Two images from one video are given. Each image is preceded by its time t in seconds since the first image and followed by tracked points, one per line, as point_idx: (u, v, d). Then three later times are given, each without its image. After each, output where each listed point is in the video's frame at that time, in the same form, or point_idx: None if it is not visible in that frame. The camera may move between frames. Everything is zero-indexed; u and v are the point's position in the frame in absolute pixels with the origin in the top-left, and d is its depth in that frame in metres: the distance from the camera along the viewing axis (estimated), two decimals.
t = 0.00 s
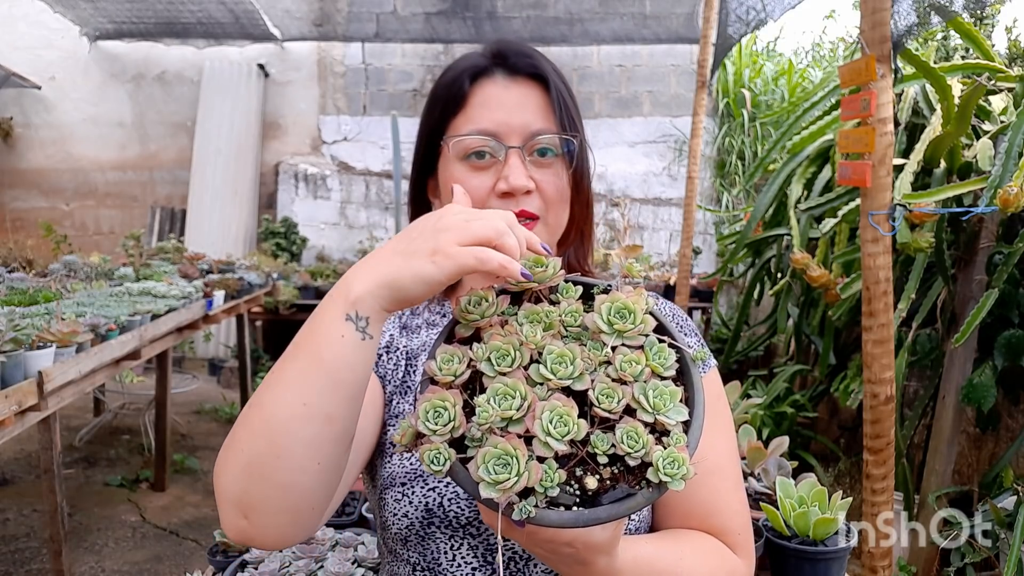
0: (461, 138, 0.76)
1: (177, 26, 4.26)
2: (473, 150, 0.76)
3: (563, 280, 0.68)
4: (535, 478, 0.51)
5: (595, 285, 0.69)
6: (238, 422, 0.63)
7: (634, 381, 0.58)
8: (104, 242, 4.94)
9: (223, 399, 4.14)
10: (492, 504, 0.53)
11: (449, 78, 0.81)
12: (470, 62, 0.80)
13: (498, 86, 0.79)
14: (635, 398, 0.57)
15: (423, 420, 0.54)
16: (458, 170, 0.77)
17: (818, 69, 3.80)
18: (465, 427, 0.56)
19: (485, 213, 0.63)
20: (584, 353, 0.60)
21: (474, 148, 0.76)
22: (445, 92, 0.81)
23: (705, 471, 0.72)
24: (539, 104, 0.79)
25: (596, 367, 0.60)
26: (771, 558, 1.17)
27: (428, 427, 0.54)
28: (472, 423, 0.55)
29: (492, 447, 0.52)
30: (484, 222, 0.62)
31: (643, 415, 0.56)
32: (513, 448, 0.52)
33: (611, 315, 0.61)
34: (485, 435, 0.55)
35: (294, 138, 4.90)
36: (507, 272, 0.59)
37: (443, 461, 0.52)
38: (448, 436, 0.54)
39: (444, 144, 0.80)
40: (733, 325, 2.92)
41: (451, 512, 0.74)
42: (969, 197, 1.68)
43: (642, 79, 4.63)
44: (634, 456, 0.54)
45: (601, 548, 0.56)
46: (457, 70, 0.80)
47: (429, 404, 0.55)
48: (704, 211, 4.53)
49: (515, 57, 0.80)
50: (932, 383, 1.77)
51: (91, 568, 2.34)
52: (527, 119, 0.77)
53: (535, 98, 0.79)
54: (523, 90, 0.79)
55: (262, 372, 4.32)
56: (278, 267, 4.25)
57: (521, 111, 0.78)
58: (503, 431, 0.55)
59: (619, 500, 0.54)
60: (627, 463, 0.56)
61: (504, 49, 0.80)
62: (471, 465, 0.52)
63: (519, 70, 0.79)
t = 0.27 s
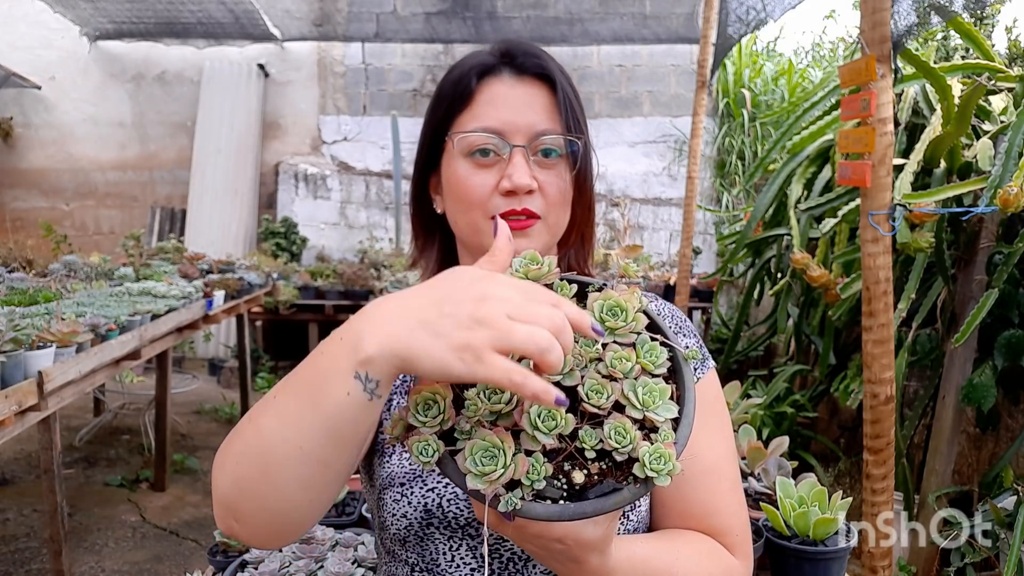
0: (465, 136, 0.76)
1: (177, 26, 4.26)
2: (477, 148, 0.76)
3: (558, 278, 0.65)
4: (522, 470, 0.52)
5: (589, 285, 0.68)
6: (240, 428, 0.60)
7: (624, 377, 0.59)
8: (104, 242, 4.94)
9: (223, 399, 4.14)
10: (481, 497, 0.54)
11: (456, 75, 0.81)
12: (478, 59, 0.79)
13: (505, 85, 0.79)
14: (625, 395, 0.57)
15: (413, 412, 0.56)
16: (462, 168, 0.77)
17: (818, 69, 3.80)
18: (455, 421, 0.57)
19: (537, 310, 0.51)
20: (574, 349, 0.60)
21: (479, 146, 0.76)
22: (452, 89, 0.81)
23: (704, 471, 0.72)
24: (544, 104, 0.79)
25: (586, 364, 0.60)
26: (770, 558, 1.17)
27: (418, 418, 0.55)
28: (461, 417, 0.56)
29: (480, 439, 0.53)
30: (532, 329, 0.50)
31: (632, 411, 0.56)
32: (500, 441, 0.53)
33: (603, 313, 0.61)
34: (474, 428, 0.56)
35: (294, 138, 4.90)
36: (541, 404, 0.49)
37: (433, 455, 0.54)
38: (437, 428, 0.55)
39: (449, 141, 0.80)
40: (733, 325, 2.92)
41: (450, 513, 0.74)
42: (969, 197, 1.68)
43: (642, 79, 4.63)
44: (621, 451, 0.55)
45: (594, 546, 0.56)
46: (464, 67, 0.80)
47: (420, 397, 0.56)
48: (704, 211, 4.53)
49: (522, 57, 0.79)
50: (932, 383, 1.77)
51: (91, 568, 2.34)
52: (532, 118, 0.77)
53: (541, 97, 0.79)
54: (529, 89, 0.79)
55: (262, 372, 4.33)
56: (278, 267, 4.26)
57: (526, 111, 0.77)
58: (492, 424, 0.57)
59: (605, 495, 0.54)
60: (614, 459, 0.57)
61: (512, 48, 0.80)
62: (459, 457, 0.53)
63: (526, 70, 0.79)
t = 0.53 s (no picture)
0: (469, 134, 0.77)
1: (177, 26, 4.26)
2: (481, 146, 0.76)
3: (564, 278, 0.65)
4: (529, 472, 0.51)
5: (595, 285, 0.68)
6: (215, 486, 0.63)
7: (631, 380, 0.58)
8: (104, 242, 4.94)
9: (223, 399, 4.14)
10: (487, 500, 0.53)
11: (463, 71, 0.81)
12: (484, 57, 0.79)
13: (511, 83, 0.79)
14: (632, 397, 0.57)
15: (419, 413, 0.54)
16: (465, 166, 0.77)
17: (818, 70, 3.80)
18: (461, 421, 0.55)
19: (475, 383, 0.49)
20: (581, 350, 0.59)
21: (483, 144, 0.76)
22: (458, 86, 0.81)
23: (705, 475, 0.72)
24: (550, 104, 0.79)
25: (593, 365, 0.59)
26: (771, 558, 1.17)
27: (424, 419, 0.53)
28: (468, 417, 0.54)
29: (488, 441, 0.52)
30: (465, 403, 0.48)
31: (639, 413, 0.56)
32: (509, 442, 0.52)
33: (609, 315, 0.61)
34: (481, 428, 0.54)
35: (294, 138, 4.90)
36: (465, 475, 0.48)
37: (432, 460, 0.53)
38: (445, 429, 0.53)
39: (453, 138, 0.80)
40: (733, 325, 2.92)
41: (451, 518, 0.74)
42: (969, 197, 1.68)
43: (642, 79, 4.64)
44: (630, 452, 0.55)
45: (600, 549, 0.56)
46: (471, 64, 0.80)
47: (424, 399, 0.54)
48: (704, 211, 4.53)
49: (530, 56, 0.79)
50: (932, 383, 1.77)
51: (91, 568, 2.34)
52: (537, 118, 0.77)
53: (547, 97, 0.79)
54: (536, 88, 0.79)
55: (262, 372, 4.33)
56: (278, 267, 4.26)
57: (532, 110, 0.77)
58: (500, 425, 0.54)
59: (614, 497, 0.54)
60: (622, 461, 0.56)
61: (520, 46, 0.80)
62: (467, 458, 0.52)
63: (533, 69, 0.79)
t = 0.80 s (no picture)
0: (473, 136, 0.77)
1: (177, 26, 4.26)
2: (485, 148, 0.76)
3: (568, 282, 0.66)
4: (525, 481, 0.51)
5: (600, 289, 0.68)
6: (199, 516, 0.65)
7: (632, 388, 0.58)
8: (104, 242, 4.94)
9: (223, 399, 4.14)
10: (482, 507, 0.53)
11: (469, 71, 0.81)
12: (492, 58, 0.79)
13: (517, 84, 0.79)
14: (633, 406, 0.56)
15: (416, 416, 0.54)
16: (468, 167, 0.77)
17: (818, 69, 3.80)
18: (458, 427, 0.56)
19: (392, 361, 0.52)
20: (583, 357, 0.59)
21: (486, 146, 0.76)
22: (465, 86, 0.81)
23: (703, 479, 0.72)
24: (556, 107, 0.78)
25: (594, 372, 0.59)
26: (771, 558, 1.17)
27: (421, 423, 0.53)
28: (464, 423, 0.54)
29: (484, 449, 0.52)
30: (373, 374, 0.52)
31: (641, 423, 0.55)
32: (505, 450, 0.52)
33: (613, 320, 0.60)
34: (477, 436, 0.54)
35: (294, 138, 4.90)
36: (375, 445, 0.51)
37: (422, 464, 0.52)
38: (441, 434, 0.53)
39: (458, 138, 0.80)
40: (733, 325, 2.92)
41: (446, 521, 0.74)
42: (969, 197, 1.68)
43: (642, 79, 4.64)
44: (629, 464, 0.54)
45: (597, 556, 0.55)
46: (478, 64, 0.80)
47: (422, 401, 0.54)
48: (704, 211, 4.53)
49: (537, 57, 0.79)
50: (932, 383, 1.77)
51: (91, 568, 2.34)
52: (542, 121, 0.77)
53: (553, 99, 0.79)
54: (543, 91, 0.79)
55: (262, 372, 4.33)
56: (278, 267, 4.26)
57: (537, 112, 0.77)
58: (497, 432, 0.55)
59: (611, 509, 0.54)
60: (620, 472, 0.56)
61: (527, 48, 0.79)
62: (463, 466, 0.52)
63: (540, 71, 0.79)
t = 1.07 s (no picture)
0: (478, 135, 0.77)
1: (177, 26, 4.26)
2: (490, 149, 0.76)
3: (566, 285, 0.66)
4: (519, 487, 0.51)
5: (599, 292, 0.69)
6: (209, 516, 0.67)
7: (630, 393, 0.57)
8: (104, 242, 4.94)
9: (223, 399, 4.14)
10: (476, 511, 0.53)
11: (477, 70, 0.81)
12: (499, 57, 0.79)
13: (525, 85, 0.79)
14: (630, 411, 0.56)
15: (410, 421, 0.53)
16: (473, 167, 0.77)
17: (818, 70, 3.80)
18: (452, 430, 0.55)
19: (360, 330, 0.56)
20: (580, 361, 0.59)
21: (491, 146, 0.76)
22: (471, 84, 0.81)
23: (703, 482, 0.72)
24: (563, 109, 0.78)
25: (592, 376, 0.59)
26: (771, 558, 1.17)
27: (415, 428, 0.53)
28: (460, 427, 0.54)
29: (478, 454, 0.52)
30: (344, 339, 0.55)
31: (637, 429, 0.55)
32: (499, 456, 0.52)
33: (611, 324, 0.61)
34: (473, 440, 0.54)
35: (294, 138, 4.89)
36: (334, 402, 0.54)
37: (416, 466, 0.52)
38: (436, 438, 0.53)
39: (463, 137, 0.80)
40: (733, 325, 2.92)
41: (446, 523, 0.74)
42: (969, 197, 1.68)
43: (642, 79, 4.64)
44: (624, 470, 0.53)
45: (594, 560, 0.56)
46: (485, 63, 0.80)
47: (416, 405, 0.53)
48: (704, 211, 4.53)
49: (546, 58, 0.79)
50: (932, 383, 1.77)
51: (91, 568, 2.34)
52: (549, 123, 0.77)
53: (561, 101, 0.79)
54: (550, 92, 0.79)
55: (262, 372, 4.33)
56: (278, 267, 4.26)
57: (544, 114, 0.77)
58: (492, 436, 0.54)
59: (606, 515, 0.55)
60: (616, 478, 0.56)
61: (535, 48, 0.79)
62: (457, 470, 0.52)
63: (547, 72, 0.79)
